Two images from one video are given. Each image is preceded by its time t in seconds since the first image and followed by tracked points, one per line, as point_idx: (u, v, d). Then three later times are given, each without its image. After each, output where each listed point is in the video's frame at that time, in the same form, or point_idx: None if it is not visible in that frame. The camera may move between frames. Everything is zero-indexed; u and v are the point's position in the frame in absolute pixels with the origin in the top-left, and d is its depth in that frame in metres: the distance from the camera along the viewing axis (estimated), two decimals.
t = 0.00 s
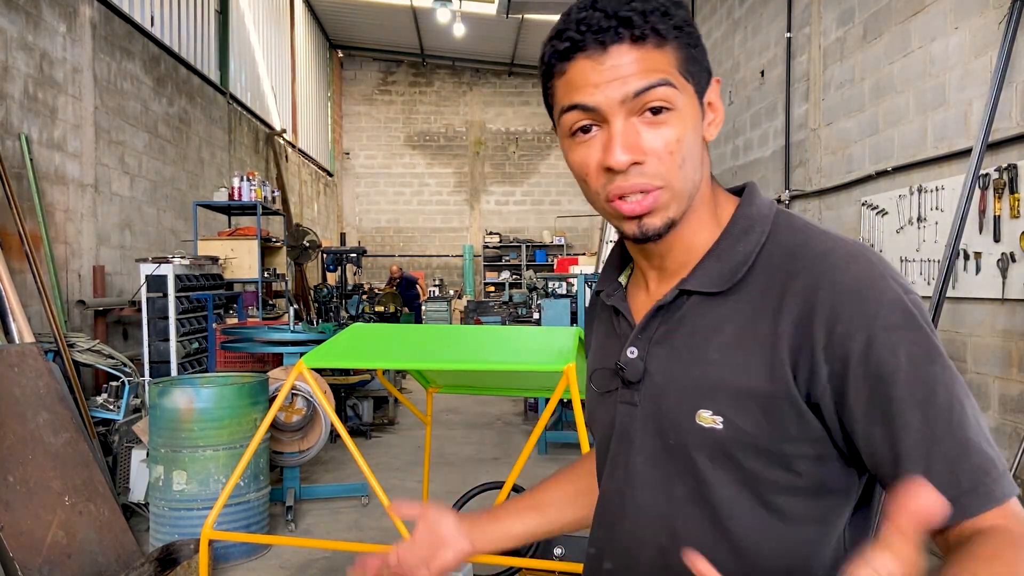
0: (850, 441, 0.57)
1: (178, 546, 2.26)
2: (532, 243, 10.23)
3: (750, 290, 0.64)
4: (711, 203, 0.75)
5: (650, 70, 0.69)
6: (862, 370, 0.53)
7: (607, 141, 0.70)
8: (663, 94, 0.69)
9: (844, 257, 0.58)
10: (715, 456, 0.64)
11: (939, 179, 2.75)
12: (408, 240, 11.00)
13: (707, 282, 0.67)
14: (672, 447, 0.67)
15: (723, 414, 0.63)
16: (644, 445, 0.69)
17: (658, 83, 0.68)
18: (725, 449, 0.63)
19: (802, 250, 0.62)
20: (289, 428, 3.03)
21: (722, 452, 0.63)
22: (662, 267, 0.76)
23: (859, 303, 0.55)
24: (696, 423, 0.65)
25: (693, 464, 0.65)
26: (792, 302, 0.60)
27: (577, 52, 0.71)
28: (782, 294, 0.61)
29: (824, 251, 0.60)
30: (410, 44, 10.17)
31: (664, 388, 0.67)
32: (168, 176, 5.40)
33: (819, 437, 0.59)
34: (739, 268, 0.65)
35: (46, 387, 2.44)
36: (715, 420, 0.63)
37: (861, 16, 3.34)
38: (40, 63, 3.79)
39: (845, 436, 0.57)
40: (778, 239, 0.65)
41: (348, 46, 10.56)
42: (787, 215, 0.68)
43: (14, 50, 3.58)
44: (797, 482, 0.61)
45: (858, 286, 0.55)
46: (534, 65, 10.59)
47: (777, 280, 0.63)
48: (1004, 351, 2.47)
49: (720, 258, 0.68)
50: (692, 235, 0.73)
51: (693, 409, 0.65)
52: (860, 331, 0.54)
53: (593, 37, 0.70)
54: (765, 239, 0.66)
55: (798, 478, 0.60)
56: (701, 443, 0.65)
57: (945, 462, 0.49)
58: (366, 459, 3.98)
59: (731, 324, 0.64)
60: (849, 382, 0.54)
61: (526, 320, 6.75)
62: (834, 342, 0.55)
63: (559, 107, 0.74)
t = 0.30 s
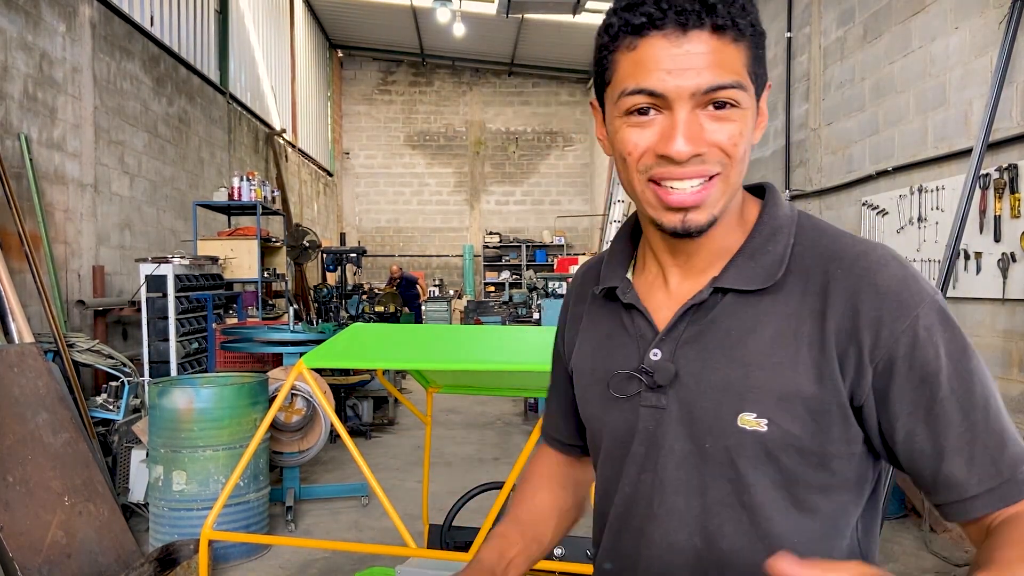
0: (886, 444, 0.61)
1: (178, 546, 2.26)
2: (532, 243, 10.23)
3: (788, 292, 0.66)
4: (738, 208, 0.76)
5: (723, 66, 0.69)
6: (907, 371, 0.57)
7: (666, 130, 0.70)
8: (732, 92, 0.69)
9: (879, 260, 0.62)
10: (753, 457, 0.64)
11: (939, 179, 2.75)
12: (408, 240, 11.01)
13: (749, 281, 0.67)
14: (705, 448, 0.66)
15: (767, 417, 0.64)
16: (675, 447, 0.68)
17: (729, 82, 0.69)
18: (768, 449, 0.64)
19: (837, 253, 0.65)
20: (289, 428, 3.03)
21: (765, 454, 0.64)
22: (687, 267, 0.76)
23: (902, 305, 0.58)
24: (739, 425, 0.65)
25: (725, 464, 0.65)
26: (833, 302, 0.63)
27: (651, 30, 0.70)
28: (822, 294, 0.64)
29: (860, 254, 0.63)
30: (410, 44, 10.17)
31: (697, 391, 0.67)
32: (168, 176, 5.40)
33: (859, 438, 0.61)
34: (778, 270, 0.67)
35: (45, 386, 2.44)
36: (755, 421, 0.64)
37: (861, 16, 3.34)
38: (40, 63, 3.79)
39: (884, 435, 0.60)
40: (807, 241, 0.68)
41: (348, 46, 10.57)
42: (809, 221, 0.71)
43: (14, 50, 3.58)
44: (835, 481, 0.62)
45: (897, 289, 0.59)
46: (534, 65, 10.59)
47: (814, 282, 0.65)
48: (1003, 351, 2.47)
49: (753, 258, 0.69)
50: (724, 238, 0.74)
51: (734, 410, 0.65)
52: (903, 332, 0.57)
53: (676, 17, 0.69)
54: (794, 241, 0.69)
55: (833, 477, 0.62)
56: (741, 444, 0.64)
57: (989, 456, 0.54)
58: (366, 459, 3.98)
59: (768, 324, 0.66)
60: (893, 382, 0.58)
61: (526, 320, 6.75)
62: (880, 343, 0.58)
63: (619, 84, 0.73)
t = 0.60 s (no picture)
0: (901, 429, 0.67)
1: (177, 546, 2.26)
2: (532, 243, 10.21)
3: (796, 288, 0.75)
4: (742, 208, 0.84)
5: (714, 80, 0.74)
6: (912, 358, 0.64)
7: (663, 146, 0.76)
8: (725, 107, 0.74)
9: (880, 255, 0.70)
10: (770, 450, 0.71)
11: (939, 179, 2.75)
12: (409, 240, 11.00)
13: (759, 279, 0.76)
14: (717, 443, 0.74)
15: (781, 412, 0.71)
16: (691, 445, 0.75)
17: (722, 97, 0.74)
18: (784, 443, 0.71)
19: (843, 249, 0.73)
20: (289, 428, 3.02)
21: (781, 448, 0.71)
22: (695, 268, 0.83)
23: (905, 297, 0.66)
24: (754, 421, 0.72)
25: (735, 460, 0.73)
26: (839, 297, 0.71)
27: (641, 50, 0.75)
28: (827, 289, 0.73)
29: (861, 252, 0.72)
30: (410, 44, 10.16)
31: (713, 389, 0.74)
32: (168, 176, 5.40)
33: (871, 427, 0.69)
34: (786, 266, 0.76)
35: (45, 387, 2.43)
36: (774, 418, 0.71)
37: (861, 16, 3.34)
38: (40, 63, 3.79)
39: (898, 418, 0.67)
40: (812, 240, 0.77)
41: (348, 45, 10.56)
42: (816, 219, 0.80)
43: (14, 50, 3.58)
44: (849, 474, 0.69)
45: (900, 281, 0.67)
46: (534, 65, 10.57)
47: (819, 278, 0.74)
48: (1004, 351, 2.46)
49: (763, 255, 0.77)
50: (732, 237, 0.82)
51: (750, 407, 0.72)
52: (910, 319, 0.65)
53: (664, 36, 0.74)
54: (799, 241, 0.78)
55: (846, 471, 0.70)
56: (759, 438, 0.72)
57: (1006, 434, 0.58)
58: (366, 459, 3.98)
59: (777, 320, 0.74)
60: (901, 368, 0.65)
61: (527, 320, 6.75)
62: (884, 335, 0.66)
63: (615, 103, 0.79)
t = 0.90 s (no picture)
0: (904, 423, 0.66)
1: (178, 546, 2.26)
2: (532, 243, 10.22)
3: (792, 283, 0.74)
4: (739, 207, 0.84)
5: (698, 96, 0.74)
6: (917, 349, 0.63)
7: (655, 168, 0.76)
8: (712, 120, 0.74)
9: (879, 248, 0.70)
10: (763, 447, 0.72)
11: (939, 179, 2.75)
12: (408, 240, 11.00)
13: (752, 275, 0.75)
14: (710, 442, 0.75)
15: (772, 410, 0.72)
16: (682, 441, 0.76)
17: (708, 111, 0.74)
18: (776, 441, 0.72)
19: (842, 244, 0.73)
20: (289, 428, 3.02)
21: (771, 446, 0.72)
22: (691, 270, 0.83)
23: (904, 288, 0.65)
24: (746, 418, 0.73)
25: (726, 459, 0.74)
26: (840, 291, 0.70)
27: (620, 76, 0.75)
28: (825, 283, 0.72)
29: (859, 245, 0.71)
30: (410, 44, 10.16)
31: (705, 386, 0.75)
32: (168, 176, 5.40)
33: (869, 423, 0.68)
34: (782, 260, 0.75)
35: (45, 386, 2.43)
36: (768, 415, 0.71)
37: (861, 16, 3.34)
38: (40, 63, 3.79)
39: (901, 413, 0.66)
40: (809, 234, 0.77)
41: (348, 46, 10.56)
42: (813, 214, 0.79)
43: (14, 50, 3.58)
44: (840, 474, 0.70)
45: (897, 273, 0.67)
46: (534, 65, 10.58)
47: (816, 272, 0.74)
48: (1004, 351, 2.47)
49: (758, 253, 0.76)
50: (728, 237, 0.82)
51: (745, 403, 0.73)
52: (911, 309, 0.64)
53: (642, 60, 0.74)
54: (797, 236, 0.77)
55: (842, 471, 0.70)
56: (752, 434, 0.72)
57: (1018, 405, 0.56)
58: (366, 459, 3.98)
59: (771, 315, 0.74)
60: (905, 361, 0.64)
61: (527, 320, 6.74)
62: (885, 327, 0.66)
63: (602, 131, 0.79)
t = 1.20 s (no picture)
0: (875, 425, 0.65)
1: (178, 546, 2.27)
2: (532, 243, 10.23)
3: (777, 281, 0.73)
4: (727, 202, 0.83)
5: (664, 74, 0.75)
6: (894, 355, 0.61)
7: (632, 149, 0.76)
8: (682, 96, 0.75)
9: (868, 249, 0.68)
10: (745, 442, 0.71)
11: (939, 179, 2.75)
12: (408, 240, 11.00)
13: (739, 272, 0.74)
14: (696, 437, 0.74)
15: (756, 404, 0.70)
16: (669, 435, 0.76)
17: (676, 88, 0.75)
18: (758, 435, 0.70)
19: (830, 243, 0.71)
20: (289, 428, 3.03)
21: (756, 440, 0.70)
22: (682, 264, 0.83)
23: (887, 291, 0.63)
24: (729, 412, 0.71)
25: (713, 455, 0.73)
26: (822, 291, 0.68)
27: (588, 65, 0.77)
28: (810, 284, 0.70)
29: (848, 247, 0.69)
30: (410, 44, 10.17)
31: (691, 380, 0.74)
32: (168, 176, 5.40)
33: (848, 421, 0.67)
34: (768, 259, 0.73)
35: (45, 386, 2.43)
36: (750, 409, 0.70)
37: (861, 15, 3.34)
38: (40, 63, 3.79)
39: (871, 415, 0.65)
40: (799, 232, 0.74)
41: (348, 46, 10.56)
42: (803, 213, 0.77)
43: (14, 50, 3.58)
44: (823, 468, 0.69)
45: (884, 277, 0.64)
46: (534, 65, 10.58)
47: (802, 272, 0.71)
48: (1004, 350, 2.46)
49: (745, 250, 0.75)
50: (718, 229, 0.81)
51: (727, 398, 0.72)
52: (892, 315, 0.62)
53: (605, 46, 0.76)
54: (784, 236, 0.75)
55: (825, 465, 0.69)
56: (735, 429, 0.71)
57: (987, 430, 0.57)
58: (366, 459, 3.98)
59: (757, 313, 0.72)
60: (881, 365, 0.62)
61: (527, 320, 6.74)
62: (867, 328, 0.64)
63: (577, 123, 0.79)
